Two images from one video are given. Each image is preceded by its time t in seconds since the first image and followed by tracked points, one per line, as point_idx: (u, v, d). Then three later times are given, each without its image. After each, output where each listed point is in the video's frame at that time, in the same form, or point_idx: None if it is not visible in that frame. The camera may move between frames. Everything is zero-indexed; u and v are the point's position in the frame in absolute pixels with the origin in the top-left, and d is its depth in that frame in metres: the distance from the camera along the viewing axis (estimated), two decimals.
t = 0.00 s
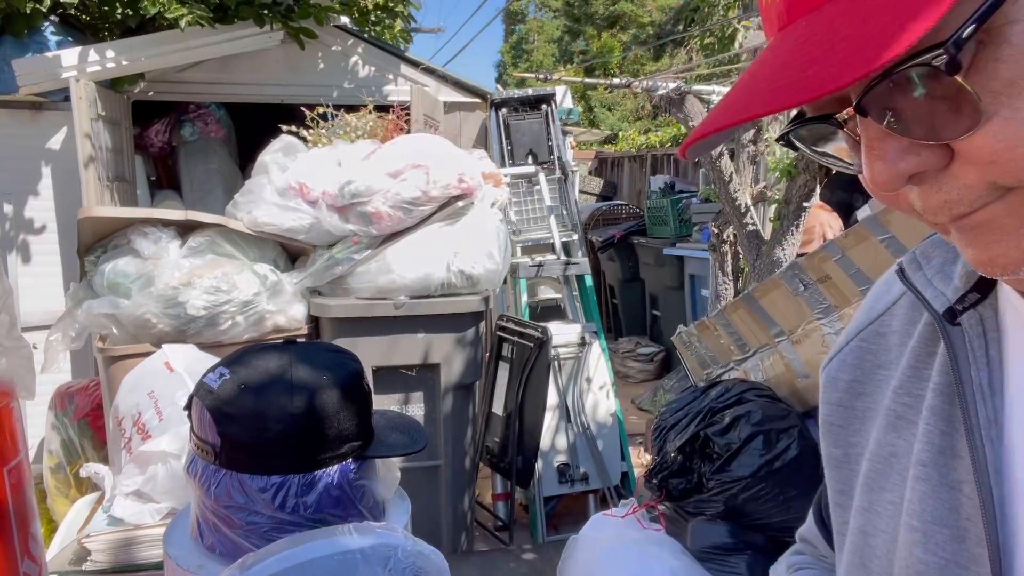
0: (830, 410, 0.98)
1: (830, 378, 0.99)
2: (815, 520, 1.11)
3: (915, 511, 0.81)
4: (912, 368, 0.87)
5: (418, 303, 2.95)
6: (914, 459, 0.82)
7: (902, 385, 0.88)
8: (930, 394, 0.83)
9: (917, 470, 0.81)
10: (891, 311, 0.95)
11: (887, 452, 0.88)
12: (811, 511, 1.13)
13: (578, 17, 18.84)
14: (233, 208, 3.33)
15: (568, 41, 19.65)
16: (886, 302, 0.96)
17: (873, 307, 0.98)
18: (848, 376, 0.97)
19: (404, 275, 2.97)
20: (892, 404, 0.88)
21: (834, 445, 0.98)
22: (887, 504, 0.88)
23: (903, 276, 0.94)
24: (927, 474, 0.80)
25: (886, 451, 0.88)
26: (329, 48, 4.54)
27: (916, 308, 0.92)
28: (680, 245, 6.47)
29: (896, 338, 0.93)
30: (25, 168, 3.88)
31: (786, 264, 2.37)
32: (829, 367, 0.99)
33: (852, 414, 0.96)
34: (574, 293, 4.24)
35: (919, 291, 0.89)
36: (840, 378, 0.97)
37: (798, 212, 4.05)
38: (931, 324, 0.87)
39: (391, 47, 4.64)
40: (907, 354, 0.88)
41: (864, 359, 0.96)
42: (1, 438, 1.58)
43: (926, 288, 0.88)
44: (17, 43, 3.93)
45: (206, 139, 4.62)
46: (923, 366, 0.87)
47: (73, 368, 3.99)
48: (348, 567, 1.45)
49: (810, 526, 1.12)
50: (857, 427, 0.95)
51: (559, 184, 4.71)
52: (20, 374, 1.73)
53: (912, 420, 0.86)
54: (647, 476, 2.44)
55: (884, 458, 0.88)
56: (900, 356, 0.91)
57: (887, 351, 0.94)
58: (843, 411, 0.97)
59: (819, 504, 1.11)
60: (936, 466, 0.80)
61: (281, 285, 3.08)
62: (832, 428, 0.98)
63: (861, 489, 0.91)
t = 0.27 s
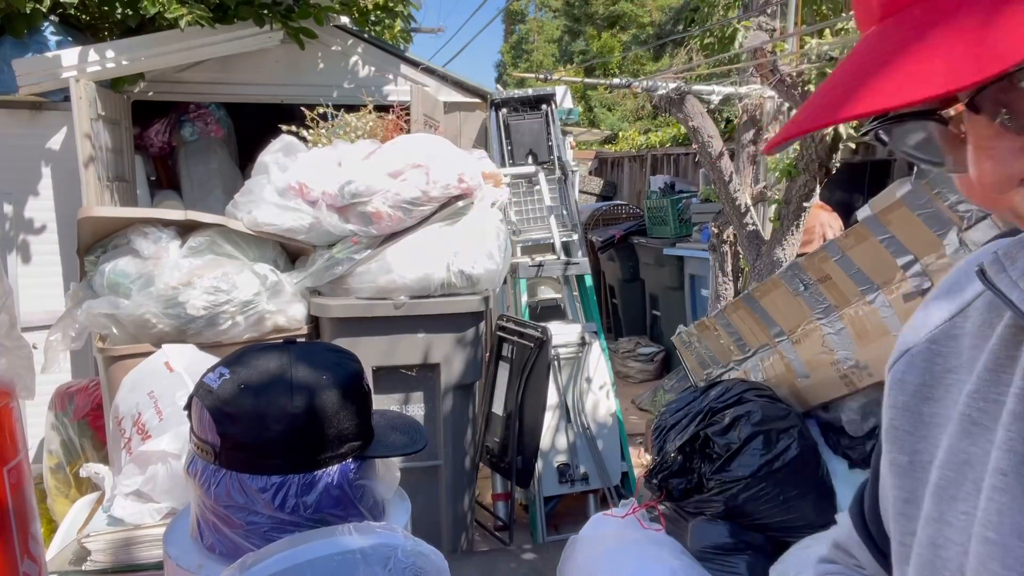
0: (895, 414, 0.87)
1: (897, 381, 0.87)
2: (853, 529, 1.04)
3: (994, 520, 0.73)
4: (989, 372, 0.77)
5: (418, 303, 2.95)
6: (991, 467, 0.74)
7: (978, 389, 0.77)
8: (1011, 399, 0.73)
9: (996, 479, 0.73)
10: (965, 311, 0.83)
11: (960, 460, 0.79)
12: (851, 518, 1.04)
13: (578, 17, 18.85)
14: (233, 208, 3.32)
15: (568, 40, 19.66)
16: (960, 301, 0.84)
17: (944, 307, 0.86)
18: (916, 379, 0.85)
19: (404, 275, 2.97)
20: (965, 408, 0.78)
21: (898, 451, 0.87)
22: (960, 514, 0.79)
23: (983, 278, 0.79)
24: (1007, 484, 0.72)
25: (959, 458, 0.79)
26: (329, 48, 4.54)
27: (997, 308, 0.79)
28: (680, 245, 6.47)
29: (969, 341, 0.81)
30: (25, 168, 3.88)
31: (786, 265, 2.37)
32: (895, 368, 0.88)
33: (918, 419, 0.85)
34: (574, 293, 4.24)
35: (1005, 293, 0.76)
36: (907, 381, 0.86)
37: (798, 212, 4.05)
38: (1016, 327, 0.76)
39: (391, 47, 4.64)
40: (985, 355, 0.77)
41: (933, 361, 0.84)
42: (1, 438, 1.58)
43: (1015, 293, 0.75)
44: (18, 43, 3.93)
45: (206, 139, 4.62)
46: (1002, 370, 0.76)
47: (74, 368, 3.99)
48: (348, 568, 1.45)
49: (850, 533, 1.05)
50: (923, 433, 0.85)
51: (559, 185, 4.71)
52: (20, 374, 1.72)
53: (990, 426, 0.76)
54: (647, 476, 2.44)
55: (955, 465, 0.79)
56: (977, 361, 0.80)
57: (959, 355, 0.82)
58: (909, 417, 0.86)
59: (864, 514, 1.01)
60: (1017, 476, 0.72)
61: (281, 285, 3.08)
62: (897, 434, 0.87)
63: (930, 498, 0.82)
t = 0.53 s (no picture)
0: (916, 381, 0.78)
1: (921, 348, 0.77)
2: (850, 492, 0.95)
3: None
4: None
5: (418, 303, 2.95)
6: None
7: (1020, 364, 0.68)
8: None
9: None
10: (1002, 278, 0.73)
11: (996, 437, 0.69)
12: (850, 480, 0.95)
13: (578, 17, 18.86)
14: (233, 208, 3.32)
15: (568, 41, 19.67)
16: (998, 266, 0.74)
17: (983, 268, 0.75)
18: (942, 347, 0.76)
19: (404, 275, 2.97)
20: (1001, 385, 0.69)
21: (914, 420, 0.78)
22: (992, 494, 0.69)
23: None
24: None
25: (993, 435, 0.70)
26: (329, 48, 4.54)
27: None
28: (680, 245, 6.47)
29: (1004, 314, 0.72)
30: (25, 168, 3.88)
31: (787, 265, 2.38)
32: (919, 335, 0.78)
33: (944, 390, 0.75)
34: (574, 293, 4.23)
35: None
36: (933, 349, 0.76)
37: (798, 212, 4.05)
38: None
39: (391, 47, 4.64)
40: None
41: (963, 330, 0.75)
42: (1, 438, 1.58)
43: None
44: (18, 43, 3.93)
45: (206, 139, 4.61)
46: None
47: (74, 368, 3.99)
48: (348, 568, 1.45)
49: (846, 496, 0.96)
50: (948, 404, 0.75)
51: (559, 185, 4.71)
52: (20, 374, 1.72)
53: None
54: (647, 476, 2.45)
55: (989, 442, 0.70)
56: (1016, 335, 0.70)
57: (994, 324, 0.73)
58: (932, 387, 0.76)
59: (863, 478, 0.93)
60: None
61: (281, 285, 3.08)
62: (916, 404, 0.77)
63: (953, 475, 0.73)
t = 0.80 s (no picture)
0: (857, 369, 0.75)
1: (862, 333, 0.75)
2: (763, 480, 0.87)
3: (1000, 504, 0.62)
4: (984, 340, 0.66)
5: (418, 303, 2.95)
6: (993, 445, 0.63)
7: (969, 355, 0.67)
8: (1017, 372, 0.63)
9: (997, 457, 0.63)
10: (942, 268, 0.72)
11: (945, 431, 0.68)
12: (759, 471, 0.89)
13: (578, 16, 18.85)
14: (233, 208, 3.32)
15: (568, 41, 19.66)
16: (935, 258, 0.73)
17: (921, 254, 0.74)
18: (884, 335, 0.74)
19: (404, 275, 2.97)
20: (952, 376, 0.68)
21: (855, 409, 0.75)
22: (944, 489, 0.68)
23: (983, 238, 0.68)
24: (1014, 464, 0.62)
25: (943, 429, 0.68)
26: (329, 48, 4.54)
27: (985, 268, 0.69)
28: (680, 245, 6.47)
29: (944, 304, 0.71)
30: (26, 168, 3.88)
31: (787, 266, 2.38)
32: (862, 320, 0.76)
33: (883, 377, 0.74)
34: (574, 293, 4.23)
35: (1013, 261, 0.64)
36: (874, 337, 0.74)
37: (798, 212, 4.05)
38: (1019, 290, 0.65)
39: (391, 47, 4.64)
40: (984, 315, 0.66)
41: (903, 317, 0.73)
42: (1, 438, 1.58)
43: None
44: (18, 43, 3.93)
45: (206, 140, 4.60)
46: (998, 338, 0.66)
47: (74, 368, 3.99)
48: (348, 568, 1.45)
49: (757, 483, 0.88)
50: (889, 392, 0.74)
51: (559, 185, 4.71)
52: (20, 374, 1.72)
53: (980, 397, 0.66)
54: (647, 476, 2.44)
55: (938, 436, 0.68)
56: (958, 323, 0.70)
57: (934, 314, 0.72)
58: (873, 374, 0.74)
59: (775, 465, 0.87)
60: None
61: (281, 285, 3.07)
62: (857, 391, 0.75)
63: (902, 466, 0.71)
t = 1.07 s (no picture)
0: (771, 381, 0.86)
1: (773, 349, 0.87)
2: (691, 488, 0.97)
3: (910, 515, 0.71)
4: (886, 351, 0.77)
5: (418, 304, 2.95)
6: (901, 459, 0.73)
7: (874, 367, 0.78)
8: (918, 386, 0.73)
9: (906, 468, 0.72)
10: (842, 276, 0.85)
11: (856, 441, 0.78)
12: (685, 478, 0.99)
13: (578, 16, 18.83)
14: (233, 208, 3.32)
15: (568, 41, 19.64)
16: (835, 267, 0.86)
17: (820, 270, 0.87)
18: (794, 347, 0.85)
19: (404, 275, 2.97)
20: (860, 388, 0.79)
21: (773, 421, 0.86)
22: (858, 499, 0.78)
23: (880, 252, 0.80)
24: (921, 474, 0.71)
25: (854, 439, 0.78)
26: (329, 48, 4.54)
27: (880, 276, 0.82)
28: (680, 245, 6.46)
29: (846, 312, 0.83)
30: (26, 168, 3.88)
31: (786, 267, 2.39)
32: (771, 336, 0.87)
33: (793, 387, 0.85)
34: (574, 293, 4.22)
35: (906, 272, 0.77)
36: (784, 349, 0.86)
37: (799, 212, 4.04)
38: (913, 304, 0.77)
39: (391, 47, 4.63)
40: (880, 335, 0.78)
41: (810, 329, 0.85)
42: (1, 438, 1.58)
43: (915, 270, 0.76)
44: (17, 43, 3.92)
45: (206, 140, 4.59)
46: (899, 349, 0.77)
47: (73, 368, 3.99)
48: (349, 568, 1.44)
49: (685, 492, 0.97)
50: (801, 402, 0.85)
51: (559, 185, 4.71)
52: (20, 374, 1.72)
53: (886, 409, 0.77)
54: (647, 476, 2.45)
55: (850, 447, 0.78)
56: (861, 336, 0.81)
57: (837, 322, 0.84)
58: (786, 385, 0.85)
59: (701, 469, 0.98)
60: (932, 467, 0.71)
61: (282, 285, 3.07)
62: (772, 403, 0.86)
63: (822, 477, 0.81)
